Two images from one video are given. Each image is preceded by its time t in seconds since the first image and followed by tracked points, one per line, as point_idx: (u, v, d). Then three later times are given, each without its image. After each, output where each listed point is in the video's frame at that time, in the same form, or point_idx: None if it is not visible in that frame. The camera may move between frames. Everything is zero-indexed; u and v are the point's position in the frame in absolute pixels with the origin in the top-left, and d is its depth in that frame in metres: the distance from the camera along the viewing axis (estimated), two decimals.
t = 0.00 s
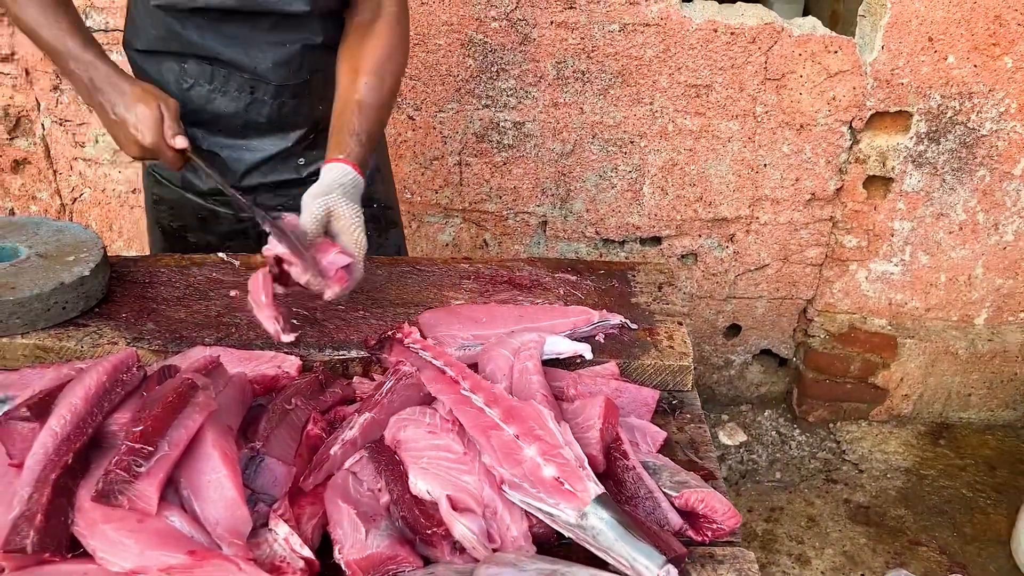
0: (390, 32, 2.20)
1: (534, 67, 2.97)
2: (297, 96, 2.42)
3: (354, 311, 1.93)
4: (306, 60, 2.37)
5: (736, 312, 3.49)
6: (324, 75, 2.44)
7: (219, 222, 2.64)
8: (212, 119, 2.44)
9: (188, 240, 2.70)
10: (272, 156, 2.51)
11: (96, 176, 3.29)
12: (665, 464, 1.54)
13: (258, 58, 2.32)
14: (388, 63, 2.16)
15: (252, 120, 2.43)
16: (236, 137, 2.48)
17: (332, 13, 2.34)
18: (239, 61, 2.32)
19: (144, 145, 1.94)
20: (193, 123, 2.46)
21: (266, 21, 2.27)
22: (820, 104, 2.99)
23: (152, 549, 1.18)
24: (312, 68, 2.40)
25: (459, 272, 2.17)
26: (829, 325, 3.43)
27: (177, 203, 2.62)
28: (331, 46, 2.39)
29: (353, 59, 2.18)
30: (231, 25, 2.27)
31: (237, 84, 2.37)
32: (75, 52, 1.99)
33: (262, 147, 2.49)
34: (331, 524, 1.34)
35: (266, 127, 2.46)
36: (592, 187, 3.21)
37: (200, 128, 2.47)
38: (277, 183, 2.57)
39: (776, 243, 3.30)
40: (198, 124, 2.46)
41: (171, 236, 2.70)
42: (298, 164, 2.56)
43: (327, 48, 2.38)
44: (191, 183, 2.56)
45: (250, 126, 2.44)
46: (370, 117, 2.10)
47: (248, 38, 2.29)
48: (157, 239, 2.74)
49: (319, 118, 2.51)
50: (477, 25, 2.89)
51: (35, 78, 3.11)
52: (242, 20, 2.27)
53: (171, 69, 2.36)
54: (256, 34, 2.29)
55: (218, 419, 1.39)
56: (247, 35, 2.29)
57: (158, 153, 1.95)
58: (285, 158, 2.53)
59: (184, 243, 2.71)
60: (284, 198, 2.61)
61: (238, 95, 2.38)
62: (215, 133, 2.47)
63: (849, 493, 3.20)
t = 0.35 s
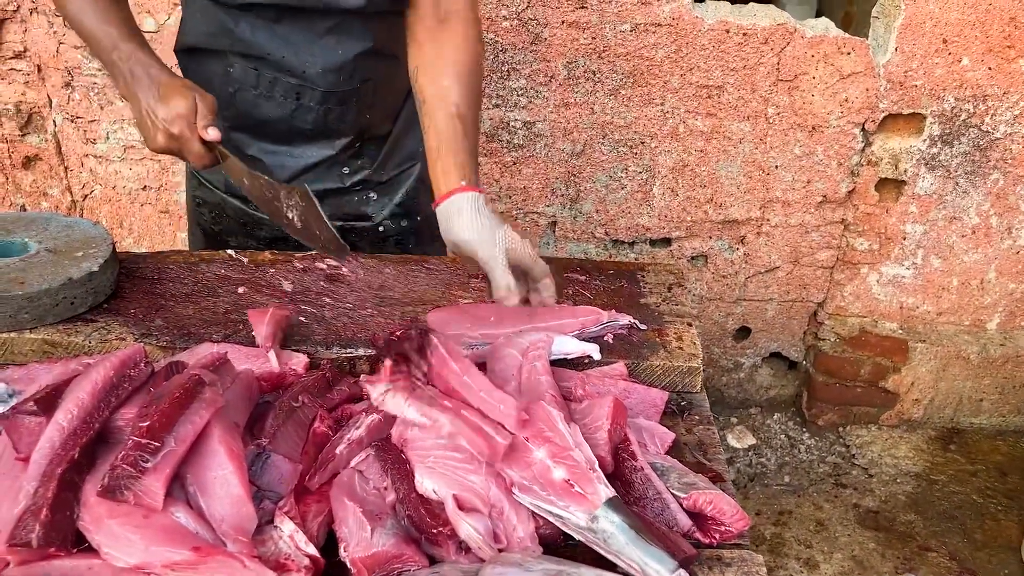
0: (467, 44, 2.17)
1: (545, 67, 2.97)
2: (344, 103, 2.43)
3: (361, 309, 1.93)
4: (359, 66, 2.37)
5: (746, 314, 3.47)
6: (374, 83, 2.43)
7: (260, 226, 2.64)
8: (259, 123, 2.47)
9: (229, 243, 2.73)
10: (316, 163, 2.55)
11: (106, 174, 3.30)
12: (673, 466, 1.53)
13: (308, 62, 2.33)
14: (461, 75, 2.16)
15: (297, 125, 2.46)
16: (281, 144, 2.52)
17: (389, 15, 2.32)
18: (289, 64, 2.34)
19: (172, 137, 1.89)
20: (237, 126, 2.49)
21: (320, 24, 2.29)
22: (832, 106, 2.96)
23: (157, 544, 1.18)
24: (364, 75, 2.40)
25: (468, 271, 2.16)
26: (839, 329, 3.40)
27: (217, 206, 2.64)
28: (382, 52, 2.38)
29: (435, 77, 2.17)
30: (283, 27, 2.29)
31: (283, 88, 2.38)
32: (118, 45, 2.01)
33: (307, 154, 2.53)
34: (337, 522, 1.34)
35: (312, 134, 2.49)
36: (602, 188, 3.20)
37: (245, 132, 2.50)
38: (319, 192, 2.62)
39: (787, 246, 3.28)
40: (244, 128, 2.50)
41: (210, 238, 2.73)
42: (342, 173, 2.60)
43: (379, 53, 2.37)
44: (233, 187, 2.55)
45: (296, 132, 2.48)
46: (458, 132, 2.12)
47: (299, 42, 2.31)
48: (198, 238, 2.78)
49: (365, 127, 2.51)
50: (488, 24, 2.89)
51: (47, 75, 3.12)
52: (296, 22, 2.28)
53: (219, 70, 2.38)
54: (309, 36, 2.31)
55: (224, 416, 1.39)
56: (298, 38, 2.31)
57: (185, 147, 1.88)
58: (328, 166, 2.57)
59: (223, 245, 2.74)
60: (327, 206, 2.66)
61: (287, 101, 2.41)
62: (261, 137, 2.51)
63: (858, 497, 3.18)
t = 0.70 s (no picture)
0: (456, 54, 2.15)
1: (552, 70, 2.97)
2: (350, 104, 2.44)
3: (366, 312, 1.93)
4: (364, 68, 2.39)
5: (753, 318, 3.46)
6: (379, 84, 2.45)
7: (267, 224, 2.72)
8: (265, 124, 2.46)
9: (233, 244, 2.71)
10: (320, 164, 2.54)
11: (116, 174, 3.32)
12: (676, 472, 1.52)
13: (316, 63, 2.34)
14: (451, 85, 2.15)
15: (304, 125, 2.46)
16: (287, 144, 2.52)
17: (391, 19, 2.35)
18: (297, 65, 2.35)
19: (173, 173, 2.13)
20: (243, 128, 2.48)
21: (327, 26, 2.30)
22: (840, 110, 2.95)
23: (159, 546, 1.18)
24: (369, 77, 2.42)
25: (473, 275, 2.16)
26: (846, 334, 3.38)
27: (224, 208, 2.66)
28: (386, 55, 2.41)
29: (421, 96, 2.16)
30: (292, 29, 2.29)
31: (291, 88, 2.39)
32: (131, 78, 2.16)
33: (312, 154, 2.53)
34: (338, 526, 1.34)
35: (318, 133, 2.49)
36: (609, 191, 3.20)
37: (251, 133, 2.50)
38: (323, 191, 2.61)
39: (795, 250, 3.27)
40: (249, 129, 2.49)
41: (215, 241, 2.72)
42: (346, 173, 2.59)
43: (383, 56, 2.40)
44: (240, 188, 2.63)
45: (302, 132, 2.48)
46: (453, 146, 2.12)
47: (307, 43, 2.32)
48: (202, 240, 2.74)
49: (369, 128, 2.53)
50: (495, 27, 2.89)
51: (57, 76, 3.14)
52: (304, 24, 2.29)
53: (226, 70, 2.39)
54: (316, 38, 2.31)
55: (227, 418, 1.39)
56: (306, 40, 2.31)
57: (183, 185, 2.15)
58: (332, 166, 2.57)
59: (228, 248, 2.72)
60: (330, 205, 2.65)
61: (293, 101, 2.41)
62: (266, 138, 2.50)
63: (864, 503, 3.16)
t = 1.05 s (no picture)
0: (448, 22, 2.34)
1: (558, 76, 2.97)
2: (340, 96, 2.46)
3: (368, 319, 1.93)
4: (352, 60, 2.43)
5: (758, 325, 3.45)
6: (364, 75, 2.50)
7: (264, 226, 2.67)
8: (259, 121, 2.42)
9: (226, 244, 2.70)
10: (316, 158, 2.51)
11: (121, 178, 3.34)
12: (678, 482, 1.52)
13: (310, 59, 2.35)
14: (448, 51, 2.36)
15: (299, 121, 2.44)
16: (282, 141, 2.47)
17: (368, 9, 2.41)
18: (293, 62, 2.34)
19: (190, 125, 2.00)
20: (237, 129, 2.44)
21: (315, 22, 2.32)
22: (847, 116, 2.94)
23: (160, 555, 1.18)
24: (355, 68, 2.46)
25: (476, 282, 2.16)
26: (852, 340, 3.37)
27: (217, 211, 2.61)
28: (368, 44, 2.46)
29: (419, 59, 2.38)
30: (285, 27, 2.29)
31: (286, 84, 2.37)
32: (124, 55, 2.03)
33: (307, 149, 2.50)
34: (339, 534, 1.34)
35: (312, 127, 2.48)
36: (614, 196, 3.19)
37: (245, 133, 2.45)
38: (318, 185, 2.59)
39: (801, 256, 3.26)
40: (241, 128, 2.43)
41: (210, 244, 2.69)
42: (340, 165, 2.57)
43: (365, 45, 2.45)
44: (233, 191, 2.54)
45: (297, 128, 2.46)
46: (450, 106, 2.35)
47: (299, 39, 2.33)
48: (195, 248, 2.75)
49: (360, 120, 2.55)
50: (501, 32, 2.89)
51: (64, 81, 3.16)
52: (295, 22, 2.30)
53: (219, 76, 2.35)
54: (307, 35, 2.33)
55: (229, 426, 1.39)
56: (299, 38, 2.32)
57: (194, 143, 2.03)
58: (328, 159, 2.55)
59: (224, 250, 2.71)
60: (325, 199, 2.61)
61: (287, 96, 2.39)
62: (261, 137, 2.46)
63: (869, 510, 3.15)
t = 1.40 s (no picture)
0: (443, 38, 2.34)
1: (565, 79, 2.97)
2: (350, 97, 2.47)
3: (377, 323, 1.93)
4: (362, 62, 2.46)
5: (765, 328, 3.44)
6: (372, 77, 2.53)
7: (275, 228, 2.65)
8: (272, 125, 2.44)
9: (236, 247, 2.69)
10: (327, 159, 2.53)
11: (129, 181, 3.35)
12: (689, 486, 1.51)
13: (320, 61, 2.37)
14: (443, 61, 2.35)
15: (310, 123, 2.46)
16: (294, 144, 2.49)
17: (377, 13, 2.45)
18: (305, 66, 2.35)
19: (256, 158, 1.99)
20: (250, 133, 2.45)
21: (324, 28, 2.36)
22: (854, 120, 2.94)
23: (173, 558, 1.18)
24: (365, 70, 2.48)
25: (484, 286, 2.16)
26: (859, 344, 3.36)
27: (229, 215, 2.61)
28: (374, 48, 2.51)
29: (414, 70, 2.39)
30: (296, 32, 2.32)
31: (298, 88, 2.38)
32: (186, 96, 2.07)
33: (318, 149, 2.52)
34: (350, 538, 1.34)
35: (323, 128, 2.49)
36: (621, 200, 3.19)
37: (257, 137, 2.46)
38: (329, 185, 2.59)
39: (808, 260, 3.25)
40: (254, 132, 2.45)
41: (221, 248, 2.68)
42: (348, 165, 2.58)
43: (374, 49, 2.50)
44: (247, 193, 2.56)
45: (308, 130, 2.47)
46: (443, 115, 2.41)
47: (309, 41, 2.35)
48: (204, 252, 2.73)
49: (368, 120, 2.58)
50: (508, 36, 2.90)
51: (73, 84, 3.18)
52: (304, 26, 2.33)
53: (232, 82, 2.37)
54: (317, 38, 2.36)
55: (241, 429, 1.40)
56: (308, 41, 2.35)
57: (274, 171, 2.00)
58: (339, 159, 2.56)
59: (234, 253, 2.69)
60: (335, 199, 2.63)
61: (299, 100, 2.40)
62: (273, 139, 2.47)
63: (876, 514, 3.14)
